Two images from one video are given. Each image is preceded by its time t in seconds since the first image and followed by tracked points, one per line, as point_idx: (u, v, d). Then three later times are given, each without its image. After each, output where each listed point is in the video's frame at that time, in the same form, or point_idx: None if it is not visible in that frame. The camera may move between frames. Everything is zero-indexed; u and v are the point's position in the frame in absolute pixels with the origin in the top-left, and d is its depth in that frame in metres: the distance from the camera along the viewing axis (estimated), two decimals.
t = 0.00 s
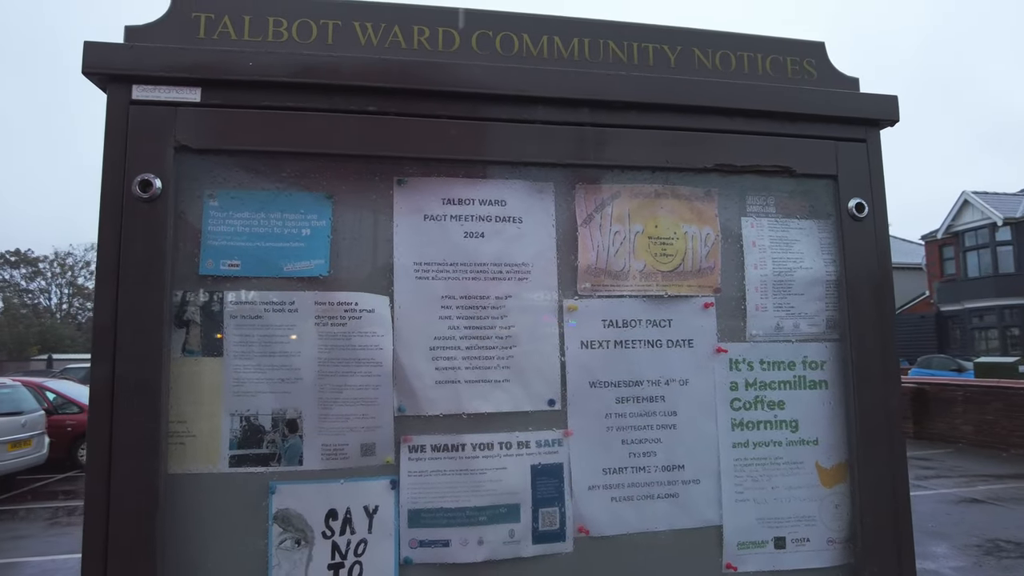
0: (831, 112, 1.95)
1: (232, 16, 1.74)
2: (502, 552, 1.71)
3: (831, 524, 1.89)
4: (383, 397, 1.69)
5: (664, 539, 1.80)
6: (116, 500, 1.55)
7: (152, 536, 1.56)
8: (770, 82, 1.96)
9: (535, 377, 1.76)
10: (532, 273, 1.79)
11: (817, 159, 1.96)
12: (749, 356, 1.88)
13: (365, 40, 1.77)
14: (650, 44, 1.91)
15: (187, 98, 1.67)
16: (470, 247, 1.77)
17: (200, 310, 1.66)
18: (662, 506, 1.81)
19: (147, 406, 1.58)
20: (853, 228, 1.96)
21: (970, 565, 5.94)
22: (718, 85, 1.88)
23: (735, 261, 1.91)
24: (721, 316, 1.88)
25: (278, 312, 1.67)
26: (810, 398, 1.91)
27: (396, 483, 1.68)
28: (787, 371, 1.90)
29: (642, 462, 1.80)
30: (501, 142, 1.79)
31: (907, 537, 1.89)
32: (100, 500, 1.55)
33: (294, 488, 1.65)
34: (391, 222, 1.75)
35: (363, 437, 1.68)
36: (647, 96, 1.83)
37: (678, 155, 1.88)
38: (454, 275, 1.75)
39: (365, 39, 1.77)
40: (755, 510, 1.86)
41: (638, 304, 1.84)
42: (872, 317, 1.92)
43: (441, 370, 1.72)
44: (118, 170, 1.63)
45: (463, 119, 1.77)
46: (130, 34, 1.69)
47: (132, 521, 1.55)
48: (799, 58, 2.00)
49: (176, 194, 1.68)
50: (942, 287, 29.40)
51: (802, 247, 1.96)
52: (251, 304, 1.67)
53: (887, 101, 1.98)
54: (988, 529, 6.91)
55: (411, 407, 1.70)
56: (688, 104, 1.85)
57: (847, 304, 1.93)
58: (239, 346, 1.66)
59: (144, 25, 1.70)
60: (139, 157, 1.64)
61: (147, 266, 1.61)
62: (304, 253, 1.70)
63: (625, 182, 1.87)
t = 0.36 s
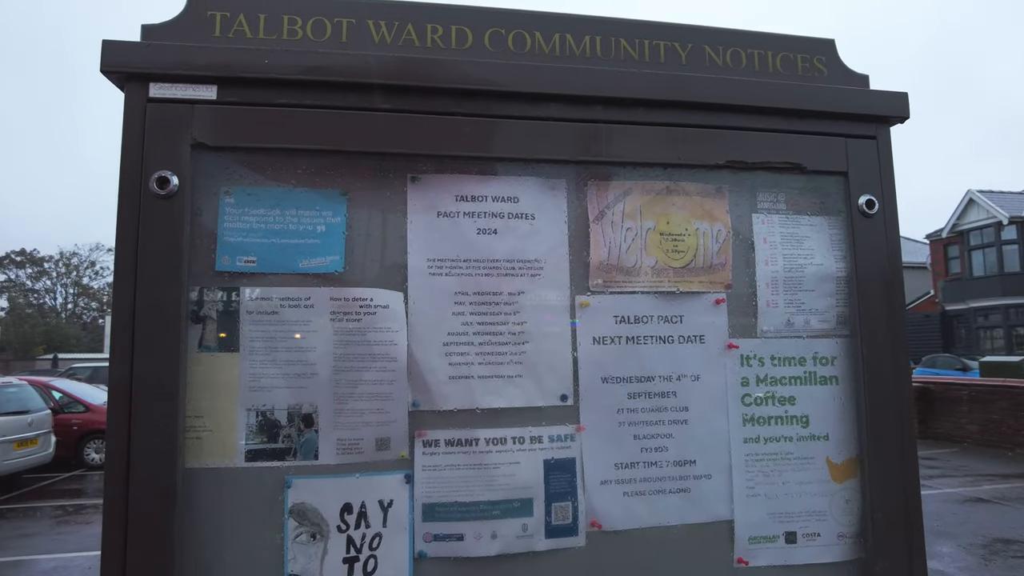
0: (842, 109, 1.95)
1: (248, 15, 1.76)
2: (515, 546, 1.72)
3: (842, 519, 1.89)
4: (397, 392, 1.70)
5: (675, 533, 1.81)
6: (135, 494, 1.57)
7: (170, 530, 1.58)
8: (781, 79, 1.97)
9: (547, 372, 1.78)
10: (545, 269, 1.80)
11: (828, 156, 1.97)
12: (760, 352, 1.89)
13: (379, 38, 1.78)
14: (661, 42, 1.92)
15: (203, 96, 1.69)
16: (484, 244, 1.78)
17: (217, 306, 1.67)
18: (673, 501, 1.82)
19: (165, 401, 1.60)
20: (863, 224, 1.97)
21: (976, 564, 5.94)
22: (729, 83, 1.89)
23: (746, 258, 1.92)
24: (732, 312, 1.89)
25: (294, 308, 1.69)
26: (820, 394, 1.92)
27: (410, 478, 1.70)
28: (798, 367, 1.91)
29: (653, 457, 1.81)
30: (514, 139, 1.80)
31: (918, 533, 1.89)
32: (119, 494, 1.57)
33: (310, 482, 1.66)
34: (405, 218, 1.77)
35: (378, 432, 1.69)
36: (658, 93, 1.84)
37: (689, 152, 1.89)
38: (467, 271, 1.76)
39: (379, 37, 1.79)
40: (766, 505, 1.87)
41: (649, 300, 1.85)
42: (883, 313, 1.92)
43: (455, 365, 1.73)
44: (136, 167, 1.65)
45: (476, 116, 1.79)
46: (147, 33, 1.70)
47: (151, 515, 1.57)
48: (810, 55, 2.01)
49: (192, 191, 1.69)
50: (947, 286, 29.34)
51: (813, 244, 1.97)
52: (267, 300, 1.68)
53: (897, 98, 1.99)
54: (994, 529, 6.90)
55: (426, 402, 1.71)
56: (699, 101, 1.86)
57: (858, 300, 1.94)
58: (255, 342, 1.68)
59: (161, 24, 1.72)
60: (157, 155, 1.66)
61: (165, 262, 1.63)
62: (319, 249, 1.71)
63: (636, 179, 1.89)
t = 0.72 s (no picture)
0: (846, 110, 1.96)
1: (256, 16, 1.77)
2: (522, 544, 1.73)
3: (846, 518, 1.90)
4: (405, 392, 1.71)
5: (681, 531, 1.82)
6: (144, 494, 1.58)
7: (180, 529, 1.59)
8: (786, 80, 1.98)
9: (554, 372, 1.78)
10: (551, 269, 1.81)
11: (832, 156, 1.98)
12: (766, 351, 1.90)
13: (386, 39, 1.79)
14: (666, 43, 1.93)
15: (212, 97, 1.70)
16: (490, 244, 1.79)
17: (225, 306, 1.68)
18: (679, 500, 1.83)
19: (174, 400, 1.60)
20: (868, 224, 1.97)
21: (978, 564, 5.94)
22: (735, 83, 1.89)
23: (751, 258, 1.93)
24: (737, 312, 1.90)
25: (302, 308, 1.70)
26: (825, 393, 1.93)
27: (417, 476, 1.71)
28: (803, 366, 1.92)
29: (659, 456, 1.82)
30: (520, 140, 1.81)
31: (923, 532, 1.90)
32: (129, 493, 1.58)
33: (318, 481, 1.67)
34: (412, 218, 1.78)
35: (386, 431, 1.70)
36: (664, 94, 1.85)
37: (694, 152, 1.90)
38: (474, 271, 1.77)
39: (386, 38, 1.79)
40: (771, 504, 1.88)
41: (655, 300, 1.86)
42: (888, 313, 1.93)
43: (462, 365, 1.74)
44: (145, 167, 1.66)
45: (483, 117, 1.80)
46: (156, 34, 1.71)
47: (160, 514, 1.58)
48: (815, 56, 2.02)
49: (201, 192, 1.70)
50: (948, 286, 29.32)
51: (817, 244, 1.98)
52: (275, 300, 1.69)
53: (902, 98, 2.00)
54: (996, 528, 6.91)
55: (433, 401, 1.72)
56: (705, 101, 1.87)
57: (863, 300, 1.94)
58: (264, 341, 1.69)
59: (170, 25, 1.73)
60: (166, 155, 1.67)
61: (174, 263, 1.64)
62: (327, 249, 1.72)
63: (642, 179, 1.89)
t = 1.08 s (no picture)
0: (852, 106, 1.96)
1: (262, 14, 1.77)
2: (528, 541, 1.73)
3: (853, 514, 1.90)
4: (411, 388, 1.72)
5: (687, 528, 1.82)
6: (152, 491, 1.58)
7: (188, 525, 1.60)
8: (791, 76, 1.98)
9: (560, 368, 1.79)
10: (557, 265, 1.82)
11: (838, 152, 1.98)
12: (772, 348, 1.90)
13: (392, 36, 1.79)
14: (672, 39, 1.93)
15: (219, 94, 1.70)
16: (496, 241, 1.80)
17: (232, 303, 1.69)
18: (685, 496, 1.83)
19: (182, 397, 1.61)
20: (874, 221, 1.97)
21: (983, 563, 5.93)
22: (740, 79, 1.89)
23: (757, 254, 1.93)
24: (743, 308, 1.90)
25: (309, 304, 1.70)
26: (831, 390, 1.92)
27: (424, 472, 1.71)
28: (809, 363, 1.92)
29: (666, 452, 1.82)
30: (526, 137, 1.81)
31: (929, 528, 1.90)
32: (137, 491, 1.58)
33: (325, 477, 1.68)
34: (419, 215, 1.78)
35: (392, 427, 1.71)
36: (670, 90, 1.85)
37: (700, 149, 1.90)
38: (480, 268, 1.78)
39: (392, 35, 1.80)
40: (777, 500, 1.88)
41: (661, 296, 1.86)
42: (894, 310, 1.93)
43: (468, 361, 1.75)
44: (152, 164, 1.66)
45: (489, 114, 1.80)
46: (163, 31, 1.72)
47: (168, 511, 1.58)
48: (820, 53, 2.02)
49: (208, 189, 1.71)
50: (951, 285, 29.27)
51: (823, 240, 1.98)
52: (282, 297, 1.70)
53: (907, 95, 1.99)
54: (1000, 528, 6.89)
55: (439, 397, 1.73)
56: (710, 98, 1.87)
57: (869, 297, 1.94)
58: (271, 338, 1.69)
59: (176, 23, 1.73)
60: (173, 153, 1.68)
61: (181, 260, 1.64)
62: (334, 246, 1.73)
63: (648, 176, 1.89)
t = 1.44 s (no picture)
0: (852, 103, 1.96)
1: (263, 12, 1.78)
2: (529, 536, 1.74)
3: (853, 511, 1.90)
4: (412, 384, 1.73)
5: (688, 524, 1.83)
6: (155, 487, 1.60)
7: (190, 521, 1.61)
8: (792, 73, 1.98)
9: (560, 365, 1.79)
10: (557, 263, 1.82)
11: (839, 149, 1.98)
12: (772, 345, 1.90)
13: (393, 34, 1.80)
14: (672, 37, 1.93)
15: (221, 92, 1.71)
16: (497, 238, 1.80)
17: (234, 300, 1.70)
18: (685, 493, 1.83)
19: (183, 394, 1.62)
20: (875, 218, 1.97)
21: (988, 563, 5.91)
22: (741, 77, 1.89)
23: (758, 251, 1.93)
24: (743, 305, 1.90)
25: (310, 301, 1.71)
26: (832, 386, 1.93)
27: (425, 469, 1.72)
28: (809, 360, 1.92)
29: (666, 449, 1.83)
30: (527, 134, 1.82)
31: (930, 525, 1.90)
32: (140, 487, 1.60)
33: (326, 473, 1.69)
34: (419, 212, 1.79)
35: (393, 423, 1.72)
36: (670, 87, 1.85)
37: (700, 146, 1.90)
38: (480, 265, 1.78)
39: (393, 33, 1.80)
40: (777, 497, 1.88)
41: (661, 294, 1.86)
42: (894, 307, 1.93)
43: (469, 358, 1.75)
44: (155, 162, 1.67)
45: (489, 112, 1.80)
46: (165, 30, 1.73)
47: (170, 507, 1.60)
48: (821, 49, 2.02)
49: (210, 186, 1.72)
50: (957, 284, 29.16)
51: (824, 237, 1.98)
52: (283, 294, 1.70)
53: (908, 91, 1.99)
54: (1005, 527, 6.87)
55: (440, 394, 1.73)
56: (711, 95, 1.88)
57: (869, 293, 1.94)
58: (272, 335, 1.70)
59: (178, 21, 1.74)
60: (175, 150, 1.69)
61: (183, 257, 1.65)
62: (335, 243, 1.74)
63: (648, 173, 1.90)
